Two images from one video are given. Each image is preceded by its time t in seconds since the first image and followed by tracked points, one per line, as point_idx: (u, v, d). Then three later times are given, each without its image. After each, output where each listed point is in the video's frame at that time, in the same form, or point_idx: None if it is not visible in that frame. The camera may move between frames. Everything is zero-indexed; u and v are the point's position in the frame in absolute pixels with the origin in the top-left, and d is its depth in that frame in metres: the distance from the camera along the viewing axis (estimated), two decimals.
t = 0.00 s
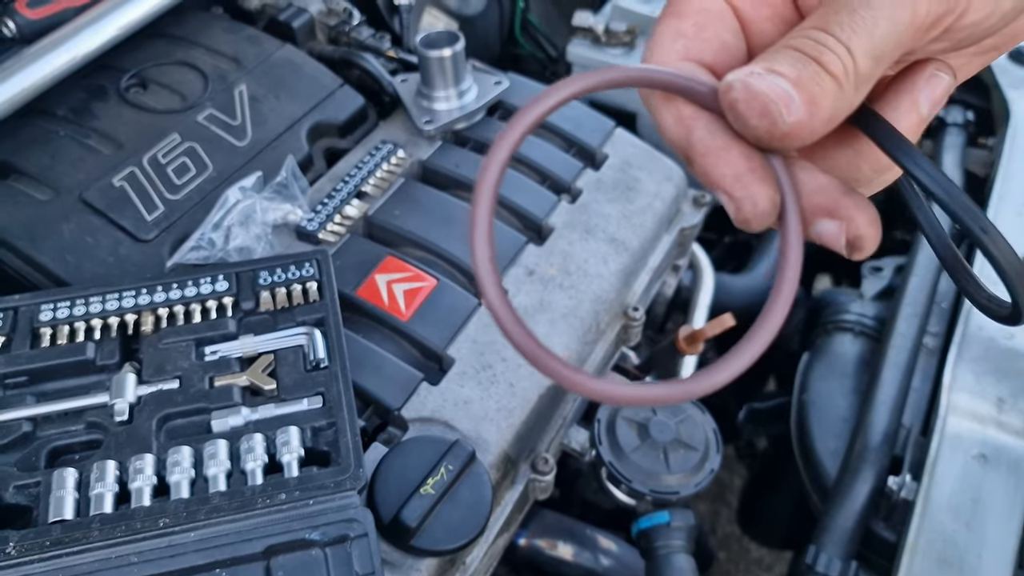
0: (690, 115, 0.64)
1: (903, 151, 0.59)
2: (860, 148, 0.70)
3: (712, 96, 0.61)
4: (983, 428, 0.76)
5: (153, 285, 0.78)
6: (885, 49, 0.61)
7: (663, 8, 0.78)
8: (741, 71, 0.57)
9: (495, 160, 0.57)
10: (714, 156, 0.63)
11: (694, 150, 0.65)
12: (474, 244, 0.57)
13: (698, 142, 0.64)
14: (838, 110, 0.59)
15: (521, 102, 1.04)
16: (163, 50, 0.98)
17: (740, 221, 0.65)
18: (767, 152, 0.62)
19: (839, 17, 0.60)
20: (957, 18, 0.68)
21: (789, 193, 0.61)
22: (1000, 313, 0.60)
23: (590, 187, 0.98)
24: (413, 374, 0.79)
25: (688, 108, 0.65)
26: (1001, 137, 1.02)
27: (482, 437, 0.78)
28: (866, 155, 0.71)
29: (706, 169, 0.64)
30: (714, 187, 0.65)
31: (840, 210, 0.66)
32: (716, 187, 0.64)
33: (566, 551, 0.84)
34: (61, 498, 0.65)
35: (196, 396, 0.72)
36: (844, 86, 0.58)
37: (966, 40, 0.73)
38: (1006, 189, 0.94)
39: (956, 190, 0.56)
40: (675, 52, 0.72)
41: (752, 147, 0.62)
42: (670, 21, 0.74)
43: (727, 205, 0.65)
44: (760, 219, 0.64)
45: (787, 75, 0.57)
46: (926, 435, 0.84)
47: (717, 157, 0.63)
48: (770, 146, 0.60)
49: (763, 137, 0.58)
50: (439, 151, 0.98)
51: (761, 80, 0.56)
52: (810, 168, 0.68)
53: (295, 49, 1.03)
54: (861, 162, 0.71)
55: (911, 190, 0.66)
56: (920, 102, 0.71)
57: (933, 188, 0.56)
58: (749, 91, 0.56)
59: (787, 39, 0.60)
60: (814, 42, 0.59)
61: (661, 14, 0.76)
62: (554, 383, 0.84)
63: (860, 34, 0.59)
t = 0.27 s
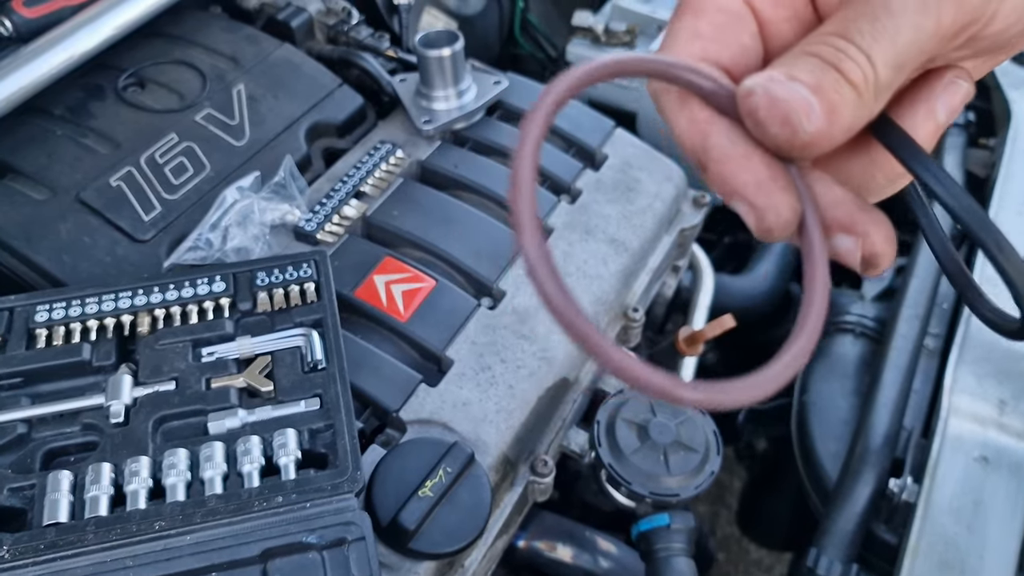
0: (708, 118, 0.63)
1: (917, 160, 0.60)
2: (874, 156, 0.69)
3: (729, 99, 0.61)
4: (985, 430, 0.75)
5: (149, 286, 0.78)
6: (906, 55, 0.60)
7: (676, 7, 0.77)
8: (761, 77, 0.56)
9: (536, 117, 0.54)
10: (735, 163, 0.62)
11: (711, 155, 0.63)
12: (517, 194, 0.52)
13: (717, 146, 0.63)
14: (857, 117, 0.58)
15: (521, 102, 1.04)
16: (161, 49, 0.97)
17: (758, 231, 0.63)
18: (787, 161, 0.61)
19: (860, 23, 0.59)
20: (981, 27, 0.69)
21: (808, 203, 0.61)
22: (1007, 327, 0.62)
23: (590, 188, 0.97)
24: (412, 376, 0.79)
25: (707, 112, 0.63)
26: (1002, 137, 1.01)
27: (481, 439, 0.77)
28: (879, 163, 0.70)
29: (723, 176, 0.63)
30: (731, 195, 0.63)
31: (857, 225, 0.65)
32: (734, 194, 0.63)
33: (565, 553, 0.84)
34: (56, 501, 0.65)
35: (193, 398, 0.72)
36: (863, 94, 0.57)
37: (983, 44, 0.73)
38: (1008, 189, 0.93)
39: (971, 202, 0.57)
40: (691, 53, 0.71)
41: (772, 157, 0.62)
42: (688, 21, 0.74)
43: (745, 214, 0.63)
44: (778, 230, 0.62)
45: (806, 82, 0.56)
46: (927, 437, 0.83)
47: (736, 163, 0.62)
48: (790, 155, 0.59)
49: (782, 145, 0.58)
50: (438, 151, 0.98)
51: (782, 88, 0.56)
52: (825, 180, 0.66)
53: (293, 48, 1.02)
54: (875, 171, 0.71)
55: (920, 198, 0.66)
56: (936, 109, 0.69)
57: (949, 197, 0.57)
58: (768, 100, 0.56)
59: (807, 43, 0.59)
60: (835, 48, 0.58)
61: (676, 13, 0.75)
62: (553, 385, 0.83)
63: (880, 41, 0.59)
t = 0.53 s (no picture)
0: (744, 158, 0.59)
1: (926, 186, 0.59)
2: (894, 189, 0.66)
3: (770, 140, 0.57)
4: (986, 433, 0.75)
5: (148, 288, 0.78)
6: (941, 87, 0.59)
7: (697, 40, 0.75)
8: (799, 118, 0.55)
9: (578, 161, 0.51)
10: (775, 205, 0.59)
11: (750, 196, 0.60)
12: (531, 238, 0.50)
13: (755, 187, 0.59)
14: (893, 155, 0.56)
15: (522, 103, 1.04)
16: (160, 50, 0.97)
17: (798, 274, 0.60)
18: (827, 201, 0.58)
19: (895, 54, 0.58)
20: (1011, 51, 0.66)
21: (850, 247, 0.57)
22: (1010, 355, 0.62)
23: (591, 190, 0.97)
24: (411, 378, 0.78)
25: (743, 152, 0.59)
26: (1004, 138, 1.01)
27: (481, 442, 0.77)
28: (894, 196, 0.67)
29: (764, 219, 0.60)
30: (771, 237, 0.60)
31: (894, 261, 0.62)
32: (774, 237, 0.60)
33: (565, 556, 0.83)
34: (54, 504, 0.64)
35: (191, 401, 0.72)
36: (900, 130, 0.56)
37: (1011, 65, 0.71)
38: (1010, 190, 0.92)
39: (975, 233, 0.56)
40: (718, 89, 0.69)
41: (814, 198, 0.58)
42: (716, 54, 0.72)
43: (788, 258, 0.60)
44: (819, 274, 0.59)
45: (847, 121, 0.54)
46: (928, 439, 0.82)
47: (778, 205, 0.59)
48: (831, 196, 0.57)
49: (823, 188, 0.56)
50: (438, 153, 0.97)
51: (823, 130, 0.54)
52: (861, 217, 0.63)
53: (293, 48, 1.02)
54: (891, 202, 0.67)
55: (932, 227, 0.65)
56: (956, 139, 0.65)
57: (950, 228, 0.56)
58: (811, 145, 0.54)
59: (843, 76, 0.57)
60: (873, 81, 0.56)
61: (698, 46, 0.74)
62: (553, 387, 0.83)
63: (916, 73, 0.57)
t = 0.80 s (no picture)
0: (752, 149, 0.60)
1: (938, 183, 0.58)
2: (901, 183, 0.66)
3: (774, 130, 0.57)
4: (988, 435, 0.74)
5: (146, 287, 0.77)
6: (951, 78, 0.58)
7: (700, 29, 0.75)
8: (805, 110, 0.55)
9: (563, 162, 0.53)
10: (780, 199, 0.59)
11: (755, 190, 0.60)
12: (527, 235, 0.52)
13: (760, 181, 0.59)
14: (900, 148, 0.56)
15: (522, 102, 1.03)
16: (159, 48, 0.97)
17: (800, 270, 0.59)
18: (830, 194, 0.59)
19: (903, 44, 0.56)
20: None
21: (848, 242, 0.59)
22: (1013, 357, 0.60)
23: (591, 189, 0.96)
24: (411, 378, 0.78)
25: (750, 145, 0.60)
26: (1007, 138, 1.00)
27: (480, 442, 0.76)
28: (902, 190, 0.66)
29: (767, 213, 0.60)
30: (772, 232, 0.60)
31: (895, 262, 0.63)
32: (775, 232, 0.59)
33: (565, 557, 0.83)
34: (51, 504, 0.64)
35: (189, 400, 0.71)
36: (907, 123, 0.55)
37: None
38: (1013, 191, 0.91)
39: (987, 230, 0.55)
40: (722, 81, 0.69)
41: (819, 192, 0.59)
42: (722, 43, 0.71)
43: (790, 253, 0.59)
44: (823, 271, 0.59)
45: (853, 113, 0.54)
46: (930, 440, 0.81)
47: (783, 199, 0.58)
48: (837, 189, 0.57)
49: (829, 181, 0.56)
50: (438, 152, 0.97)
51: (830, 121, 0.54)
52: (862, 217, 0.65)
53: (293, 47, 1.01)
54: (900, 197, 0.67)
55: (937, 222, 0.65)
56: (966, 133, 0.65)
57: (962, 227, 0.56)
58: (817, 138, 0.54)
59: (849, 69, 0.57)
60: (879, 73, 0.55)
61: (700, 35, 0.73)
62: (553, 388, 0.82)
63: (925, 64, 0.56)
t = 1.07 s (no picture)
0: (754, 141, 0.58)
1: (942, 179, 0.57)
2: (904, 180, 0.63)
3: (780, 122, 0.55)
4: (988, 435, 0.74)
5: (145, 286, 0.77)
6: (959, 71, 0.57)
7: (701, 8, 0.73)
8: (811, 105, 0.53)
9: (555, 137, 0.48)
10: (782, 195, 0.57)
11: (753, 182, 0.58)
12: (513, 219, 0.48)
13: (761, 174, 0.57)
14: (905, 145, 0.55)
15: (521, 101, 1.03)
16: (159, 48, 0.97)
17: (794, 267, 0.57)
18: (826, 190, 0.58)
19: (912, 35, 0.55)
20: None
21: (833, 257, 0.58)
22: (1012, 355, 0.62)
23: (591, 189, 0.96)
24: (410, 378, 0.78)
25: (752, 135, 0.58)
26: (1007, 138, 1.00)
27: (479, 442, 0.76)
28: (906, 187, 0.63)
29: (765, 205, 0.58)
30: (766, 228, 0.58)
31: (876, 270, 0.63)
32: (771, 227, 0.58)
33: (564, 558, 0.82)
34: (49, 504, 0.64)
35: (188, 400, 0.71)
36: (912, 119, 0.54)
37: None
38: (1013, 192, 0.91)
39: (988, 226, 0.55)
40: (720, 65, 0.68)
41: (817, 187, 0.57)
42: (727, 26, 0.70)
43: (787, 254, 0.57)
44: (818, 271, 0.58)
45: (859, 109, 0.53)
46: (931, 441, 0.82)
47: (782, 196, 0.57)
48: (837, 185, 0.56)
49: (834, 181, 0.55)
50: (438, 152, 0.97)
51: (837, 116, 0.52)
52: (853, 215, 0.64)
53: (293, 46, 1.01)
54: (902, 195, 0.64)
55: (936, 215, 0.66)
56: (972, 127, 0.64)
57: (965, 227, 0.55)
58: (823, 134, 0.52)
59: (852, 62, 0.55)
60: (886, 67, 0.54)
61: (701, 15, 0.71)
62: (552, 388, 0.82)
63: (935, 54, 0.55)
